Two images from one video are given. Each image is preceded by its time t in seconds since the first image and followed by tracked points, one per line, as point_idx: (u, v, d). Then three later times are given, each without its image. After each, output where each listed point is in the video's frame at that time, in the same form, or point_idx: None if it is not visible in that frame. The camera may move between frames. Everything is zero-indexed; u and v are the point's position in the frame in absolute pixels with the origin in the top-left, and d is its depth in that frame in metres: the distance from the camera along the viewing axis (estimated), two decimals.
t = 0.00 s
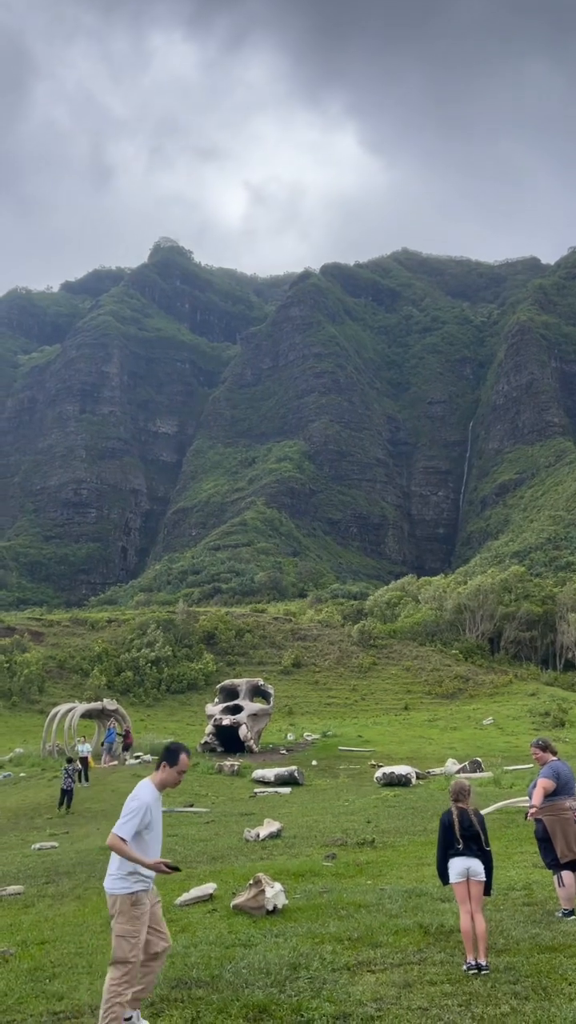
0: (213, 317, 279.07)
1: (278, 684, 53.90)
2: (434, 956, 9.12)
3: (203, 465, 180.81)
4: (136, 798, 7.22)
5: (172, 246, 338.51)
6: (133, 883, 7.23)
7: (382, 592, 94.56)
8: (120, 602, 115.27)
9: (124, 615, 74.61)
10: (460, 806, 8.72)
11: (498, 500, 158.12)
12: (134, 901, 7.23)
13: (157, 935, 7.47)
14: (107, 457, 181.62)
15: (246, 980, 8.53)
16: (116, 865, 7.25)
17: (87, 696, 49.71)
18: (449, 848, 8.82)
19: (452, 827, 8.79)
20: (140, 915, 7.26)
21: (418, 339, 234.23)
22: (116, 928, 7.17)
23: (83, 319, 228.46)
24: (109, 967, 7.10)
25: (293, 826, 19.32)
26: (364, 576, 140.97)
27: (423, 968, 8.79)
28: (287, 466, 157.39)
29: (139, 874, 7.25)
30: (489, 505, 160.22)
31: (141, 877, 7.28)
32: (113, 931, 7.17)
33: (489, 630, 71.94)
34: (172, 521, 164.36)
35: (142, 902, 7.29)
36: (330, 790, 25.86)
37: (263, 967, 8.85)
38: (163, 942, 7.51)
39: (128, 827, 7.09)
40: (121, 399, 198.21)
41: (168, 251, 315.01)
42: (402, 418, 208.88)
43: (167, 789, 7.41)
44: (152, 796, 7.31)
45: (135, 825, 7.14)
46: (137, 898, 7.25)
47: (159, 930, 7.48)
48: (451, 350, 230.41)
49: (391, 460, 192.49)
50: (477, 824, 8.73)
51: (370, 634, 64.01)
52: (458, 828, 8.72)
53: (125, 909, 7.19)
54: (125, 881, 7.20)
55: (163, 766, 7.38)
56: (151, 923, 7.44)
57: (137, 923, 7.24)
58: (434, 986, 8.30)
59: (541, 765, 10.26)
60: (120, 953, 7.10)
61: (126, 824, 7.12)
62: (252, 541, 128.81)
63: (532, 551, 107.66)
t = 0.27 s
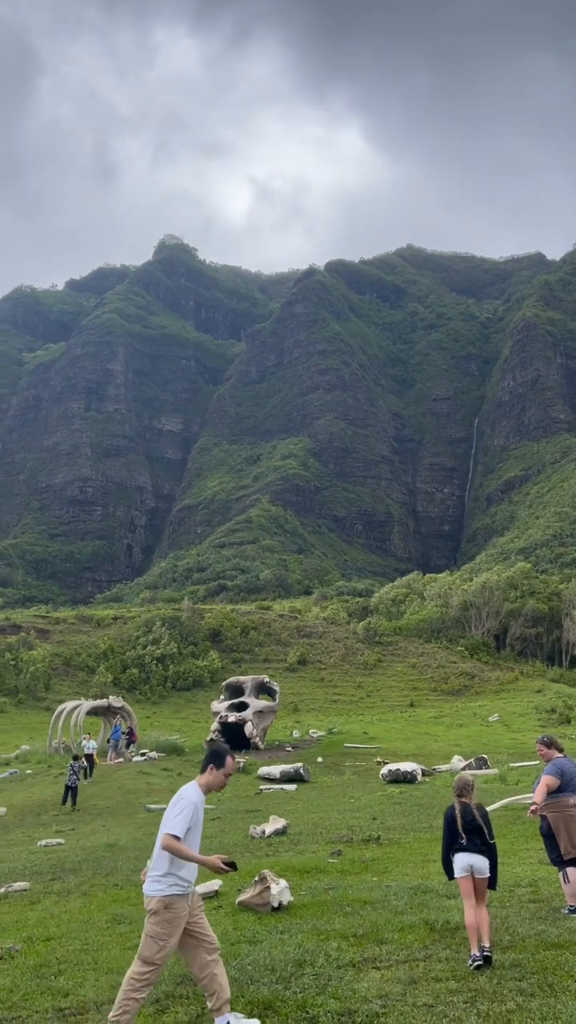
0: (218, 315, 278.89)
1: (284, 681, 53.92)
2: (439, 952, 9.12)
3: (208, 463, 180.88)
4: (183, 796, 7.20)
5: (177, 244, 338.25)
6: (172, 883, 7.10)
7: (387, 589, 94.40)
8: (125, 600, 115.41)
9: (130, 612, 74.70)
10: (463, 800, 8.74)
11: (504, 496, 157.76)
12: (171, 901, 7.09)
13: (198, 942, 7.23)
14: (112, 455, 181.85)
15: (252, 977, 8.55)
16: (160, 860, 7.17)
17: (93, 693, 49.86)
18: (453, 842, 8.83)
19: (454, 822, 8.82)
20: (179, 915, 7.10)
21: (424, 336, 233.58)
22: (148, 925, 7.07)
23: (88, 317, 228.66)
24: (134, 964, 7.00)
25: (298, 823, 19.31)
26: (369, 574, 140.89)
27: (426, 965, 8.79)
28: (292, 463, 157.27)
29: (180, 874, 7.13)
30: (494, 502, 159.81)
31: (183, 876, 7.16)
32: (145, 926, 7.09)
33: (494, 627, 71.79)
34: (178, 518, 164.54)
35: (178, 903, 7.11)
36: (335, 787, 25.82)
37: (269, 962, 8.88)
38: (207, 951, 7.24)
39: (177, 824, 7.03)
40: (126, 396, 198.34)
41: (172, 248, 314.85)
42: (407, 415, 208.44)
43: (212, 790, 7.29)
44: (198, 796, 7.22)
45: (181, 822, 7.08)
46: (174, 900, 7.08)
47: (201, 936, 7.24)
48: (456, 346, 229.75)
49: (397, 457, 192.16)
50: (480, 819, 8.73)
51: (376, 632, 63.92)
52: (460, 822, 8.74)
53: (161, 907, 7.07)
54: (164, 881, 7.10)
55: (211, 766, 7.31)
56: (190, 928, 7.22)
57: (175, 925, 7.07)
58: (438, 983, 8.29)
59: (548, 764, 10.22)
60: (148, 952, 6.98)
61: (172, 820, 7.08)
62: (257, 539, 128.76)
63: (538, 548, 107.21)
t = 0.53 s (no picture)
0: (226, 312, 278.92)
1: (293, 678, 53.98)
2: (447, 949, 9.13)
3: (217, 460, 181.13)
4: (243, 785, 7.17)
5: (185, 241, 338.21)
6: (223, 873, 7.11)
7: (396, 586, 94.23)
8: (135, 597, 115.74)
9: (139, 611, 74.81)
10: (474, 799, 8.75)
11: (513, 493, 157.24)
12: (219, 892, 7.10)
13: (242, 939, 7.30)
14: (121, 453, 182.34)
15: (261, 974, 8.57)
16: (214, 849, 7.22)
17: (103, 690, 50.08)
18: (463, 840, 8.83)
19: (466, 820, 8.81)
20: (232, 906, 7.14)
21: (432, 332, 232.82)
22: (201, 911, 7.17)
23: (97, 315, 229.13)
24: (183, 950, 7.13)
25: (308, 821, 19.31)
26: (378, 571, 140.83)
27: (431, 962, 8.83)
28: (301, 460, 157.20)
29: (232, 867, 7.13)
30: (504, 499, 159.27)
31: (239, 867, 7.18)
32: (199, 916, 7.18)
33: (504, 624, 71.54)
34: (186, 516, 164.85)
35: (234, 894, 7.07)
36: (345, 784, 25.82)
37: (278, 960, 8.91)
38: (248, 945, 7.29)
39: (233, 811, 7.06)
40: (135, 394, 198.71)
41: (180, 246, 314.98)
42: (416, 412, 207.93)
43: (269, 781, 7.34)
44: (257, 787, 7.23)
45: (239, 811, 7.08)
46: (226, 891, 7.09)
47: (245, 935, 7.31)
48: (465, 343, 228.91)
49: (405, 454, 191.76)
50: (492, 819, 8.70)
51: (385, 629, 63.76)
52: (470, 821, 8.74)
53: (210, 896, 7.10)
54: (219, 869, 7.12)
55: (268, 759, 7.40)
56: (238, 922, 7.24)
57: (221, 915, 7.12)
58: (448, 979, 8.29)
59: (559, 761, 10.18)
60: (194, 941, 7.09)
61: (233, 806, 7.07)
62: (265, 536, 128.80)
63: (547, 544, 106.79)
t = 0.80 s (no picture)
0: (239, 310, 278.85)
1: (307, 675, 54.02)
2: (461, 946, 9.12)
3: (229, 458, 181.35)
4: (286, 775, 7.33)
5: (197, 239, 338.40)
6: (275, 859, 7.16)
7: (409, 583, 93.95)
8: (148, 595, 116.07)
9: (152, 607, 75.08)
10: (491, 794, 8.92)
11: (527, 490, 156.48)
12: (276, 881, 7.12)
13: (312, 926, 7.03)
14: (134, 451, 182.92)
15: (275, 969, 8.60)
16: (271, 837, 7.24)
17: (117, 687, 50.34)
18: (480, 834, 8.96)
19: (485, 814, 8.96)
20: (294, 889, 7.09)
21: (445, 328, 231.68)
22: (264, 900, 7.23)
23: (109, 313, 229.79)
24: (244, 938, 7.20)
25: (321, 818, 19.29)
26: (391, 568, 140.61)
27: (444, 957, 8.84)
28: (313, 458, 157.03)
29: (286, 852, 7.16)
30: (518, 495, 158.47)
31: (292, 854, 7.19)
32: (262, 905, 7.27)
33: (518, 621, 71.18)
34: (199, 513, 165.26)
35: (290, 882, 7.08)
36: (359, 781, 25.82)
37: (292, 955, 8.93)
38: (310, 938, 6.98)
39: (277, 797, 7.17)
40: (148, 392, 199.24)
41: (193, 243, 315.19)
42: (429, 408, 207.13)
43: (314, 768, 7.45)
44: (303, 775, 7.35)
45: (281, 799, 7.21)
46: (285, 876, 7.11)
47: (317, 920, 7.03)
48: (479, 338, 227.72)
49: (418, 450, 191.15)
50: (506, 814, 8.85)
51: (399, 626, 63.65)
52: (486, 816, 8.89)
53: (270, 885, 7.17)
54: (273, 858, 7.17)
55: (314, 747, 7.47)
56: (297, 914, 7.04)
57: (283, 901, 7.11)
58: (462, 975, 8.30)
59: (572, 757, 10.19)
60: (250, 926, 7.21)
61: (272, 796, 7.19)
62: (278, 533, 128.83)
63: (562, 541, 106.12)
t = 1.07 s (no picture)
0: (256, 308, 278.95)
1: (325, 673, 54.05)
2: (481, 943, 9.06)
3: (247, 456, 181.74)
4: (360, 782, 7.19)
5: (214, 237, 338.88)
6: (352, 866, 7.10)
7: (428, 581, 93.50)
8: (167, 593, 116.75)
9: (171, 605, 75.45)
10: (506, 792, 9.01)
11: (546, 487, 155.48)
12: (351, 887, 7.10)
13: (388, 937, 7.01)
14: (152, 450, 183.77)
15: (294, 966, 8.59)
16: (348, 842, 7.16)
17: (136, 684, 50.68)
18: (495, 829, 9.07)
19: (499, 813, 9.03)
20: (374, 898, 7.07)
21: (463, 324, 230.29)
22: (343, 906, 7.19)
23: (127, 313, 230.88)
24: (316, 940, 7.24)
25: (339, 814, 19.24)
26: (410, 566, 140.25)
27: (463, 955, 8.79)
28: (331, 455, 156.88)
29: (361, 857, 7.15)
30: (537, 492, 157.31)
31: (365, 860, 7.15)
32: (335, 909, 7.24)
33: (537, 618, 70.63)
34: (217, 511, 165.80)
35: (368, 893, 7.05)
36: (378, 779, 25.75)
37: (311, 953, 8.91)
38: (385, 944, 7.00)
39: (354, 804, 7.11)
40: (165, 391, 200.08)
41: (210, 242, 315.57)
42: (447, 405, 206.13)
43: (387, 775, 7.37)
44: (374, 783, 7.25)
45: (357, 808, 7.14)
46: (362, 885, 7.08)
47: (388, 935, 7.01)
48: (497, 334, 226.06)
49: (437, 448, 190.38)
50: (521, 810, 8.97)
51: (417, 623, 63.49)
52: (502, 812, 8.98)
53: (343, 891, 7.11)
54: (352, 865, 7.09)
55: (386, 752, 7.35)
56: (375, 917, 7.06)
57: (359, 909, 7.09)
58: (481, 974, 8.24)
59: None
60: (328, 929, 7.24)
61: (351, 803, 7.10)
62: (296, 531, 128.95)
63: None
